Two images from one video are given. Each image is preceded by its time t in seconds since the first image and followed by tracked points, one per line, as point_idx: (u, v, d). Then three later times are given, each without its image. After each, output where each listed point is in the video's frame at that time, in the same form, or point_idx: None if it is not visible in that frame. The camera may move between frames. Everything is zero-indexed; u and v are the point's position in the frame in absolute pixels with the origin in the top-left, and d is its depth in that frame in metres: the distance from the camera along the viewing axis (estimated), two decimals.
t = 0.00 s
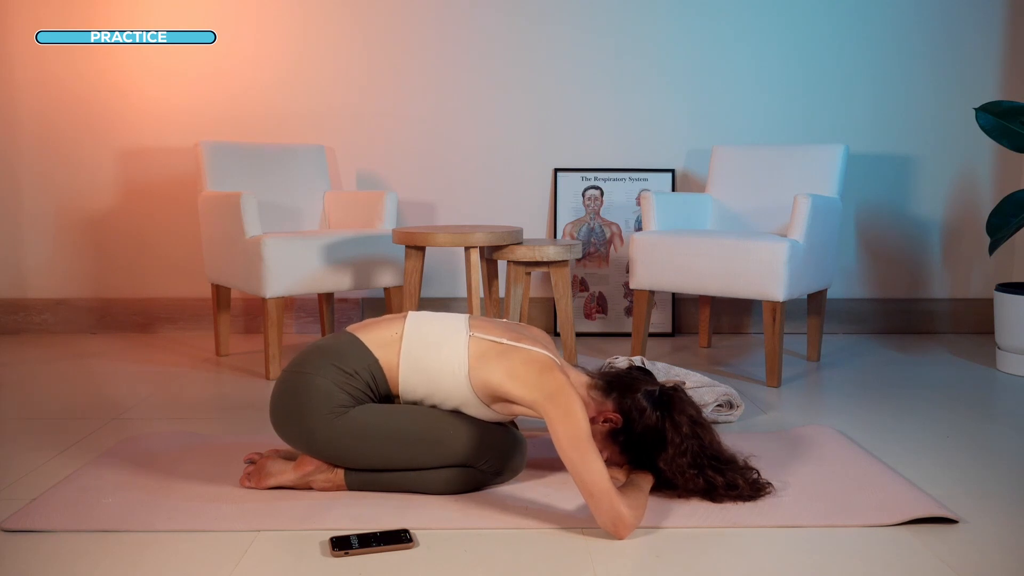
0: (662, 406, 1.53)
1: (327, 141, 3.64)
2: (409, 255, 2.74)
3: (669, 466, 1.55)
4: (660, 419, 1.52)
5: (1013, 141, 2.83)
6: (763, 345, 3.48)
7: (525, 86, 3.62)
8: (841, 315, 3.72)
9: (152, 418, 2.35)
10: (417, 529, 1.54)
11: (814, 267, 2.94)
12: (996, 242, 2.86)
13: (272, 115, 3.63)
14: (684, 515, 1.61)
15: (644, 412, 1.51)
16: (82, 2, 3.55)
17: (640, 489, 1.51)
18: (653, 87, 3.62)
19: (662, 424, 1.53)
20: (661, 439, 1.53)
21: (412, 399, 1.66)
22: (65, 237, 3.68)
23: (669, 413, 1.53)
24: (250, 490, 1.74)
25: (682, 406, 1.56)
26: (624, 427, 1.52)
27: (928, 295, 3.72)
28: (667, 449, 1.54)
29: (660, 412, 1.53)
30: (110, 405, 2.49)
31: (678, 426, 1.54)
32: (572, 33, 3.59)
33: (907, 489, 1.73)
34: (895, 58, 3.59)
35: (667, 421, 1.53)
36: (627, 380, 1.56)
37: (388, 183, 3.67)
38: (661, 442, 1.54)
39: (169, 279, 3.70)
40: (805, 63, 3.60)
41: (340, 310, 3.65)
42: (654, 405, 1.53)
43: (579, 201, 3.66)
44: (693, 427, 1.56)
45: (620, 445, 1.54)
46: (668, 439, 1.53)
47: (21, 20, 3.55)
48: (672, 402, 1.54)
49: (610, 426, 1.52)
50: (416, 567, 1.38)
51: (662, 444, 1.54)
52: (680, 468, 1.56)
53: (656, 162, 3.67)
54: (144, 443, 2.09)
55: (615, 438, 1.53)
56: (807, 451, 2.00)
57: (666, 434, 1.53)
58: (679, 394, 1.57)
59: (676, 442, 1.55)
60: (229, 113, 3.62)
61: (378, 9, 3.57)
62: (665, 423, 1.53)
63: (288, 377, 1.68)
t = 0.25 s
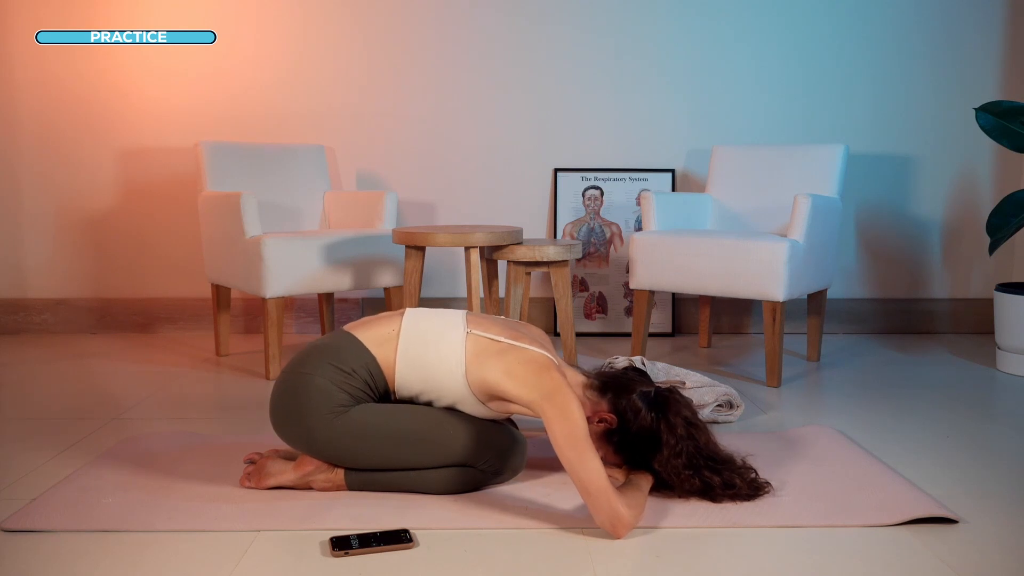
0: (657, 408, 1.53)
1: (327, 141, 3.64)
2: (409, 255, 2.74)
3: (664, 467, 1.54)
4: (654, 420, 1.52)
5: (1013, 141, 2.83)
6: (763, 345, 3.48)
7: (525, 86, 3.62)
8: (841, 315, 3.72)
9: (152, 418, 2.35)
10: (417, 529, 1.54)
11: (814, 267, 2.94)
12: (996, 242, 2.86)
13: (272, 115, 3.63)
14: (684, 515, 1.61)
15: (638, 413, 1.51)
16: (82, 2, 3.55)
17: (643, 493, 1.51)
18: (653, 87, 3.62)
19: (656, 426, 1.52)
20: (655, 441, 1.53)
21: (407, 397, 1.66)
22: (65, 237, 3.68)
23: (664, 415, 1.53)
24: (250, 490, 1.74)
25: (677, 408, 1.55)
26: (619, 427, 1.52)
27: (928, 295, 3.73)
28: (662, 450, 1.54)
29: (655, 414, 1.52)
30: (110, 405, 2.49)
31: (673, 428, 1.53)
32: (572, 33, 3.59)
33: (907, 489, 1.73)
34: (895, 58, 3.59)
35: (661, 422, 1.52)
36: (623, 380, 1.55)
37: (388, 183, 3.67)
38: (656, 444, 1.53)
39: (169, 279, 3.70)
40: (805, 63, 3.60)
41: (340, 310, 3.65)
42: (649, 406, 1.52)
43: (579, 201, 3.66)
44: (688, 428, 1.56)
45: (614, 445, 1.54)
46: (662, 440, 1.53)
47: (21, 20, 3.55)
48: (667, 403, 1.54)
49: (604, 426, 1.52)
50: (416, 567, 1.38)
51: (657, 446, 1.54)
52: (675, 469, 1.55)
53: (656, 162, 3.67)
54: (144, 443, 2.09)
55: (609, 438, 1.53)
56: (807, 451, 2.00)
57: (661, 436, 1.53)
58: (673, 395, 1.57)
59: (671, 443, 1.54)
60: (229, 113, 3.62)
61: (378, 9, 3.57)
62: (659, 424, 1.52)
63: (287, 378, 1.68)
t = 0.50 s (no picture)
0: (654, 407, 1.52)
1: (327, 141, 3.64)
2: (409, 255, 2.74)
3: (661, 467, 1.54)
4: (651, 420, 1.51)
5: (1012, 141, 2.83)
6: (763, 345, 3.48)
7: (525, 86, 3.62)
8: (841, 315, 3.72)
9: (152, 418, 2.35)
10: (417, 529, 1.54)
11: (814, 267, 2.94)
12: (996, 242, 2.86)
13: (271, 115, 3.63)
14: (684, 514, 1.61)
15: (635, 412, 1.50)
16: (82, 2, 3.55)
17: (642, 496, 1.51)
18: (653, 87, 3.62)
19: (653, 425, 1.52)
20: (653, 440, 1.53)
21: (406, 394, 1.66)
22: (65, 237, 3.68)
23: (661, 414, 1.52)
24: (250, 490, 1.74)
25: (674, 408, 1.54)
26: (615, 426, 1.51)
27: (928, 295, 3.73)
28: (659, 450, 1.54)
29: (652, 413, 1.51)
30: (110, 405, 2.50)
31: (670, 428, 1.53)
32: (572, 33, 3.59)
33: (907, 489, 1.73)
34: (895, 58, 3.59)
35: (659, 422, 1.52)
36: (620, 379, 1.55)
37: (388, 183, 3.67)
38: (653, 444, 1.53)
39: (169, 279, 3.70)
40: (805, 63, 3.60)
41: (340, 310, 3.66)
42: (646, 406, 1.51)
43: (579, 201, 3.66)
44: (686, 428, 1.55)
45: (610, 444, 1.53)
46: (659, 440, 1.53)
47: (21, 20, 3.55)
48: (664, 403, 1.53)
49: (601, 425, 1.51)
50: (416, 567, 1.38)
51: (654, 446, 1.54)
52: (673, 468, 1.55)
53: (656, 162, 3.67)
54: (144, 443, 2.09)
55: (606, 438, 1.52)
56: (807, 451, 2.00)
57: (658, 435, 1.53)
58: (670, 395, 1.56)
59: (668, 443, 1.54)
60: (229, 113, 3.62)
61: (378, 9, 3.57)
62: (656, 424, 1.52)
63: (286, 379, 1.68)
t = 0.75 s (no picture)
0: (649, 405, 1.53)
1: (327, 141, 3.64)
2: (409, 255, 2.74)
3: (656, 465, 1.54)
4: (646, 418, 1.52)
5: (1013, 141, 2.83)
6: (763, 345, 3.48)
7: (525, 86, 3.62)
8: (841, 315, 3.72)
9: (152, 418, 2.35)
10: (416, 529, 1.54)
11: (814, 267, 2.94)
12: (996, 242, 2.86)
13: (272, 115, 3.63)
14: (683, 514, 1.61)
15: (630, 410, 1.51)
16: (82, 2, 3.55)
17: (638, 494, 1.51)
18: (653, 87, 3.62)
19: (648, 423, 1.52)
20: (648, 439, 1.52)
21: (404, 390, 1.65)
22: (65, 237, 3.68)
23: (656, 412, 1.53)
24: (250, 490, 1.74)
25: (669, 406, 1.55)
26: (610, 423, 1.51)
27: (928, 295, 3.73)
28: (654, 448, 1.53)
29: (647, 411, 1.52)
30: (110, 405, 2.50)
31: (665, 426, 1.53)
32: (572, 33, 3.59)
33: (907, 489, 1.73)
34: (896, 58, 3.59)
35: (654, 420, 1.52)
36: (615, 377, 1.55)
37: (388, 183, 3.67)
38: (648, 442, 1.53)
39: (169, 279, 3.70)
40: (805, 63, 3.60)
41: (340, 310, 3.66)
42: (641, 403, 1.52)
43: (579, 201, 3.66)
44: (681, 426, 1.55)
45: (605, 441, 1.52)
46: (654, 438, 1.53)
47: (21, 20, 3.55)
48: (659, 401, 1.54)
49: (596, 422, 1.51)
50: (416, 567, 1.39)
51: (649, 444, 1.53)
52: (668, 467, 1.54)
53: (656, 162, 3.67)
54: (144, 443, 2.09)
55: (601, 435, 1.52)
56: (807, 451, 2.00)
57: (653, 433, 1.52)
58: (666, 394, 1.56)
59: (663, 441, 1.53)
60: (229, 113, 3.62)
61: (378, 9, 3.57)
62: (651, 422, 1.52)
63: (285, 380, 1.68)
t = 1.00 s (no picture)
0: (645, 401, 1.54)
1: (327, 141, 3.65)
2: (409, 255, 2.74)
3: (650, 461, 1.53)
4: (641, 413, 1.52)
5: (1012, 141, 2.83)
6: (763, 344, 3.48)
7: (525, 86, 3.62)
8: (841, 315, 3.72)
9: (152, 418, 2.35)
10: (417, 529, 1.54)
11: (814, 267, 2.95)
12: (996, 242, 2.86)
13: (272, 115, 3.63)
14: (683, 514, 1.61)
15: (625, 405, 1.52)
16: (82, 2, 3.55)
17: (636, 493, 1.52)
18: (653, 87, 3.62)
19: (643, 419, 1.52)
20: (642, 434, 1.52)
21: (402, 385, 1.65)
22: (65, 237, 3.68)
23: (651, 408, 1.53)
24: (251, 490, 1.74)
25: (665, 402, 1.55)
26: (605, 418, 1.52)
27: (928, 295, 3.73)
28: (649, 444, 1.53)
29: (642, 407, 1.53)
30: (110, 405, 2.50)
31: (660, 422, 1.52)
32: (572, 33, 3.59)
33: (907, 490, 1.73)
34: (896, 58, 3.59)
35: (649, 416, 1.53)
36: (612, 372, 1.57)
37: (388, 183, 3.67)
38: (643, 437, 1.52)
39: (169, 279, 3.70)
40: (805, 63, 3.60)
41: (341, 310, 3.66)
42: (636, 399, 1.53)
43: (579, 201, 3.66)
44: (676, 423, 1.54)
45: (600, 436, 1.53)
46: (649, 434, 1.52)
47: (21, 21, 3.55)
48: (655, 397, 1.55)
49: (590, 416, 1.52)
50: (416, 567, 1.39)
51: (643, 440, 1.53)
52: (661, 463, 1.54)
53: (656, 162, 3.67)
54: (144, 443, 2.09)
55: (596, 429, 1.53)
56: (807, 451, 2.00)
57: (648, 429, 1.52)
58: (662, 390, 1.57)
59: (658, 437, 1.53)
60: (228, 113, 3.62)
61: (378, 9, 3.57)
62: (646, 417, 1.52)
63: (282, 382, 1.68)
